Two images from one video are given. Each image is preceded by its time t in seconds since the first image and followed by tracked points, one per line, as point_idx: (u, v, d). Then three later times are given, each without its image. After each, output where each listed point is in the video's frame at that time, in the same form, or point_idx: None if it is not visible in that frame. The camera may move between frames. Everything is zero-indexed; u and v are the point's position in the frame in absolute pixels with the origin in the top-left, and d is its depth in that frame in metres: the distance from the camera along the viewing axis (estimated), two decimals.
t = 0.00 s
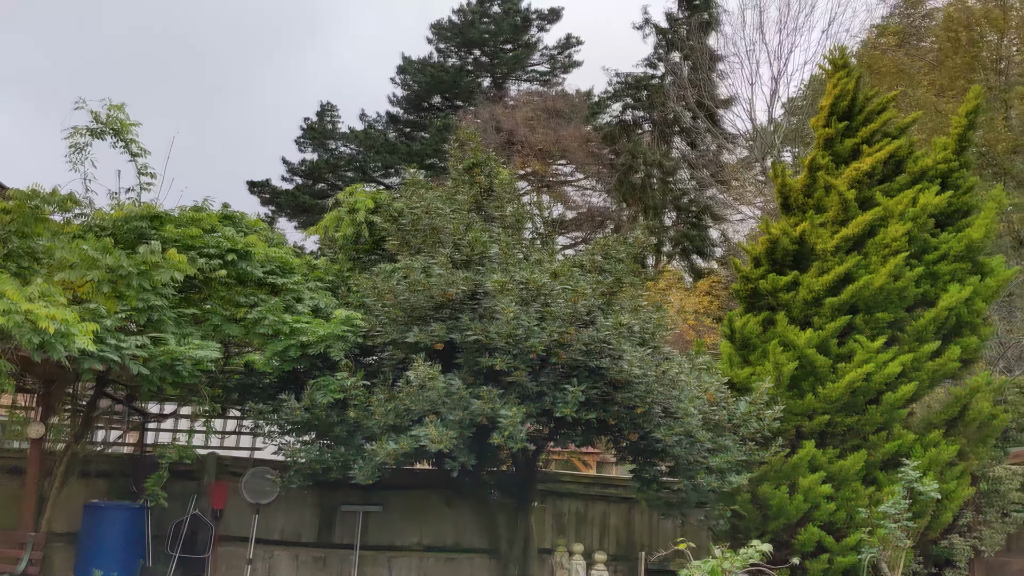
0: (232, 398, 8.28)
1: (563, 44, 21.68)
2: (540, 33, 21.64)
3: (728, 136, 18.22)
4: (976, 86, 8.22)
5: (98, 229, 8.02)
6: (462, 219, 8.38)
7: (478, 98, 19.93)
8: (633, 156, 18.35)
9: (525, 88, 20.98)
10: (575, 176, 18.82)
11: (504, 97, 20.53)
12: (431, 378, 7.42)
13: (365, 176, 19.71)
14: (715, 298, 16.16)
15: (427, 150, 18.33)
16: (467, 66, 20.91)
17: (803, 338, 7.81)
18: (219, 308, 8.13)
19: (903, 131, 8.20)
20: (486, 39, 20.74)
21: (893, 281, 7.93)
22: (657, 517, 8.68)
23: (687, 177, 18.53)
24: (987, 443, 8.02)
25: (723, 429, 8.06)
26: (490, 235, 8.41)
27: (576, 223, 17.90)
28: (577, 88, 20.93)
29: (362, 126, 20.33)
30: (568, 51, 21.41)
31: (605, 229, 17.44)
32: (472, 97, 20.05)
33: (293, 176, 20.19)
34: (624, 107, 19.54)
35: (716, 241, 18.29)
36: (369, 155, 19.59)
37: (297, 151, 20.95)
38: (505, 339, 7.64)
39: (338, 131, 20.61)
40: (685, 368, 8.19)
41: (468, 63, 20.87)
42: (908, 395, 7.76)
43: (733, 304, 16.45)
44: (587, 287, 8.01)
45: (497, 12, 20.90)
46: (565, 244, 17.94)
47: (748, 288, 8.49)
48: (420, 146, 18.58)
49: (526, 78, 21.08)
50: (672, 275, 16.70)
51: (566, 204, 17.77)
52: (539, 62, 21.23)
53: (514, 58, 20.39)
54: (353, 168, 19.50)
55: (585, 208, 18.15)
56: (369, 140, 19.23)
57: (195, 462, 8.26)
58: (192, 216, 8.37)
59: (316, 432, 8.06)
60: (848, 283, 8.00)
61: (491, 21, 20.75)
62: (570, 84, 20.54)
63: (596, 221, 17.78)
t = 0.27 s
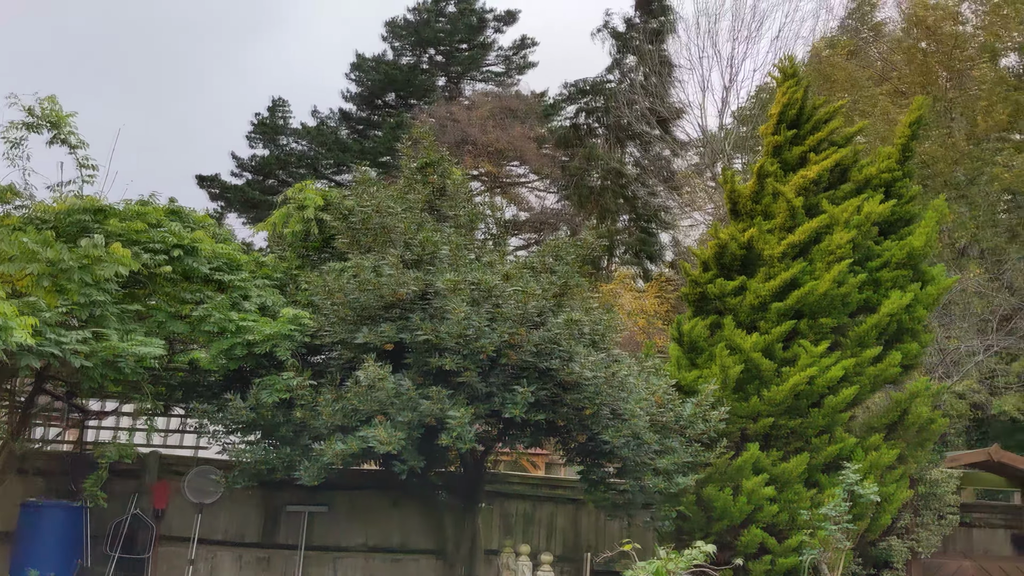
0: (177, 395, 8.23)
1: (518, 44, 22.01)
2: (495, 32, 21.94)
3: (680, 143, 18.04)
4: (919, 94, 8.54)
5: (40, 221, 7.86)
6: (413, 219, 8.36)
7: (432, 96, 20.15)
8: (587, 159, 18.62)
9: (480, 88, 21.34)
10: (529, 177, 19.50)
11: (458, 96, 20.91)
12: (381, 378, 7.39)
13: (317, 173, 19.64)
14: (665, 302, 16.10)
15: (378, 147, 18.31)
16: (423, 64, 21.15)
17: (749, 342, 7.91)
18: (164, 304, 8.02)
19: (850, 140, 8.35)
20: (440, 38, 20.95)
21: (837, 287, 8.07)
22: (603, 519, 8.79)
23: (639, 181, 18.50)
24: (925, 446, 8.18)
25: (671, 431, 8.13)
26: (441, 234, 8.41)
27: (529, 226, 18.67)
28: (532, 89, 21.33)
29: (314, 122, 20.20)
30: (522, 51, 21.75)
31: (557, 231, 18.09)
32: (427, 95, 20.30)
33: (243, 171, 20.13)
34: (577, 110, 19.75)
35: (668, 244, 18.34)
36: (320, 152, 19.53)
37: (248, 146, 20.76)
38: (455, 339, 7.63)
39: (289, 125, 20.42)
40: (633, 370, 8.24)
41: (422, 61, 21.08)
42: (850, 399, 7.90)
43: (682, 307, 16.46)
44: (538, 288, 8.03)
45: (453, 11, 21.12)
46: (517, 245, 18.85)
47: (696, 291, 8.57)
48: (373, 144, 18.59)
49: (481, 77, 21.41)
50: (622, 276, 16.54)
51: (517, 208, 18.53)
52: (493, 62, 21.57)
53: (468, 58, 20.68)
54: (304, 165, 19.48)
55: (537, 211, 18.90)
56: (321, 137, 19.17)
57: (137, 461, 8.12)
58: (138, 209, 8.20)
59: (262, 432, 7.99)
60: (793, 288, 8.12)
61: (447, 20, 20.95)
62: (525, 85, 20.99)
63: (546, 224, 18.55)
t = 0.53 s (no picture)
0: (91, 394, 8.09)
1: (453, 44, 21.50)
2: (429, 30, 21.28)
3: (609, 151, 18.45)
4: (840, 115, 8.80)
5: None
6: (340, 218, 8.32)
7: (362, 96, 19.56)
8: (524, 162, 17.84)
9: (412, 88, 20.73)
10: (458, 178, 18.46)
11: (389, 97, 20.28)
12: (304, 379, 7.30)
13: (240, 170, 18.26)
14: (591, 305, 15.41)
15: (307, 144, 17.27)
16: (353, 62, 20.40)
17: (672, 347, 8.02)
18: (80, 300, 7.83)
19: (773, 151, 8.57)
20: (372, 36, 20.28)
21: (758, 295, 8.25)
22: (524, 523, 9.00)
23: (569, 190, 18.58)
24: (839, 452, 8.39)
25: (595, 434, 8.16)
26: (369, 234, 8.39)
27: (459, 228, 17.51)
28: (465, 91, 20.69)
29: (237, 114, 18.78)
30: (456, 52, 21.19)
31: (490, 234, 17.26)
32: (358, 93, 19.57)
33: (166, 166, 18.77)
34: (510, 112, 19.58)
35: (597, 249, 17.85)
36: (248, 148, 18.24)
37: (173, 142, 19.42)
38: (380, 340, 7.58)
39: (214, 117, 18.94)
40: (559, 374, 8.27)
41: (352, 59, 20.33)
42: (768, 405, 8.07)
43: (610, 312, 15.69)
44: (465, 290, 8.02)
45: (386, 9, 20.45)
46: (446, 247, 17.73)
47: (623, 296, 8.65)
48: (304, 140, 17.45)
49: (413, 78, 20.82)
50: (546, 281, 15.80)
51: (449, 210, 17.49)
52: (426, 62, 20.99)
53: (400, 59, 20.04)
54: (228, 159, 18.04)
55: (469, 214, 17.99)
56: (251, 132, 18.06)
57: (47, 461, 7.89)
58: (54, 201, 7.94)
59: (180, 432, 7.86)
60: (716, 295, 8.27)
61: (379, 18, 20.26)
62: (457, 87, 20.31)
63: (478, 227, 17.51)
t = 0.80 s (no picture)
0: None
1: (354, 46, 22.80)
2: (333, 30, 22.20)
3: (507, 160, 19.15)
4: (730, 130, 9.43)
5: None
6: (234, 216, 8.12)
7: (263, 92, 20.30)
8: (425, 165, 19.75)
9: (312, 85, 21.80)
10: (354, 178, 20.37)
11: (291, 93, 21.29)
12: (191, 381, 7.05)
13: (133, 163, 18.73)
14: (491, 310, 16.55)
15: (204, 138, 18.27)
16: (253, 57, 21.06)
17: (567, 354, 8.09)
18: None
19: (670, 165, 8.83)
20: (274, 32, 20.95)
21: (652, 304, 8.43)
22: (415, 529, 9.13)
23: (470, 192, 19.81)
24: (724, 459, 8.70)
25: (489, 440, 8.17)
26: (263, 233, 8.22)
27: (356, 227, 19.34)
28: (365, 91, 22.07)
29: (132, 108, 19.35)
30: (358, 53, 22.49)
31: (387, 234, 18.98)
32: (256, 89, 20.26)
33: (53, 156, 19.23)
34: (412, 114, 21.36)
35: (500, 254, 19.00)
36: (139, 140, 18.71)
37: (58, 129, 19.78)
38: (271, 343, 7.37)
39: (105, 110, 19.65)
40: (454, 379, 8.22)
41: (253, 53, 20.98)
42: (658, 413, 8.25)
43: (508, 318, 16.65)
44: (361, 293, 7.86)
45: (288, 6, 21.18)
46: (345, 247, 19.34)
47: (520, 303, 8.69)
48: (198, 135, 18.47)
49: (315, 75, 21.92)
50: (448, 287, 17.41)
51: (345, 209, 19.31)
52: (328, 60, 22.13)
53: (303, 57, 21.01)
54: (120, 152, 18.54)
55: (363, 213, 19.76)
56: (142, 124, 18.49)
57: None
58: None
59: (56, 434, 7.55)
60: (612, 304, 8.41)
61: (282, 15, 21.00)
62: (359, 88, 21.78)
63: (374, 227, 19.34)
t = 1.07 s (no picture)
0: None
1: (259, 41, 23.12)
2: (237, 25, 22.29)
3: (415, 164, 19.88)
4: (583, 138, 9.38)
5: None
6: (124, 211, 7.86)
7: (160, 83, 20.56)
8: (326, 165, 20.70)
9: (213, 79, 22.12)
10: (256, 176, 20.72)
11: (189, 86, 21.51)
12: (70, 380, 6.71)
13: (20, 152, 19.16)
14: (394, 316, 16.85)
15: (93, 130, 18.60)
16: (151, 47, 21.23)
17: (465, 360, 8.07)
18: None
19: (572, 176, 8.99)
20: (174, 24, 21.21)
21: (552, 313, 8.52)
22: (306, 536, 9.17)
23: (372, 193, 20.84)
24: (617, 466, 8.91)
25: (383, 447, 8.09)
26: (154, 229, 7.98)
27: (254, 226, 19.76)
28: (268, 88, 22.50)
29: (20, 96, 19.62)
30: (261, 49, 22.81)
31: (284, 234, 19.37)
32: (152, 80, 20.59)
33: None
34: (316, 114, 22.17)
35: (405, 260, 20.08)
36: (26, 129, 19.10)
37: None
38: (158, 344, 7.07)
39: None
40: (350, 385, 8.10)
41: (150, 43, 21.15)
42: (554, 421, 8.33)
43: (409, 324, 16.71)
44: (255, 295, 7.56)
45: None
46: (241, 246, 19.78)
47: (420, 308, 8.61)
48: (88, 127, 18.82)
49: (215, 69, 22.13)
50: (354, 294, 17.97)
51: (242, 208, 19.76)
52: (230, 55, 22.48)
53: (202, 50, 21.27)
54: (4, 140, 18.89)
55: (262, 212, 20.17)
56: (28, 113, 18.87)
57: None
58: None
59: None
60: (512, 312, 8.45)
61: (182, 7, 21.26)
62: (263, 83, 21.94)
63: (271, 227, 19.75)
